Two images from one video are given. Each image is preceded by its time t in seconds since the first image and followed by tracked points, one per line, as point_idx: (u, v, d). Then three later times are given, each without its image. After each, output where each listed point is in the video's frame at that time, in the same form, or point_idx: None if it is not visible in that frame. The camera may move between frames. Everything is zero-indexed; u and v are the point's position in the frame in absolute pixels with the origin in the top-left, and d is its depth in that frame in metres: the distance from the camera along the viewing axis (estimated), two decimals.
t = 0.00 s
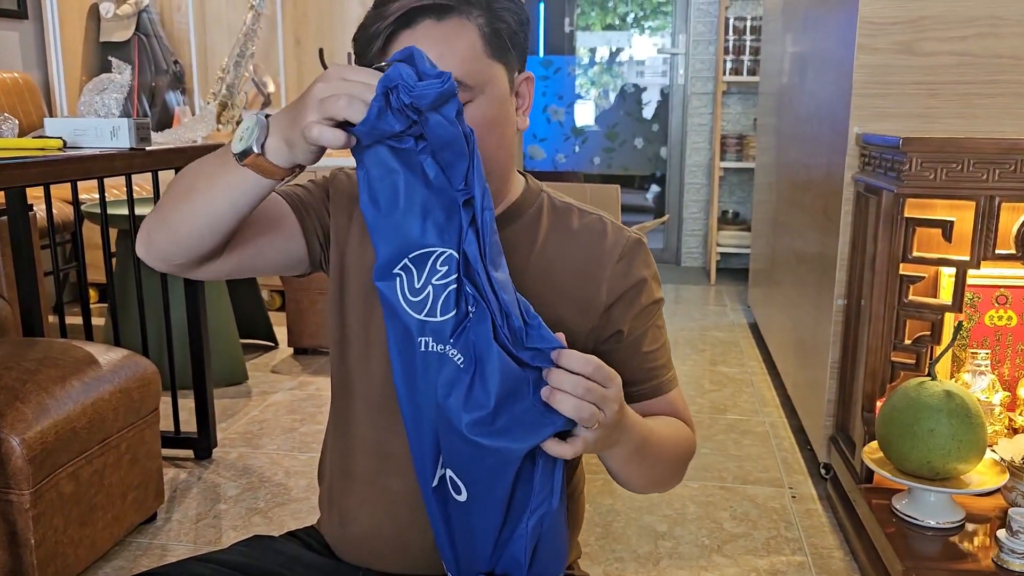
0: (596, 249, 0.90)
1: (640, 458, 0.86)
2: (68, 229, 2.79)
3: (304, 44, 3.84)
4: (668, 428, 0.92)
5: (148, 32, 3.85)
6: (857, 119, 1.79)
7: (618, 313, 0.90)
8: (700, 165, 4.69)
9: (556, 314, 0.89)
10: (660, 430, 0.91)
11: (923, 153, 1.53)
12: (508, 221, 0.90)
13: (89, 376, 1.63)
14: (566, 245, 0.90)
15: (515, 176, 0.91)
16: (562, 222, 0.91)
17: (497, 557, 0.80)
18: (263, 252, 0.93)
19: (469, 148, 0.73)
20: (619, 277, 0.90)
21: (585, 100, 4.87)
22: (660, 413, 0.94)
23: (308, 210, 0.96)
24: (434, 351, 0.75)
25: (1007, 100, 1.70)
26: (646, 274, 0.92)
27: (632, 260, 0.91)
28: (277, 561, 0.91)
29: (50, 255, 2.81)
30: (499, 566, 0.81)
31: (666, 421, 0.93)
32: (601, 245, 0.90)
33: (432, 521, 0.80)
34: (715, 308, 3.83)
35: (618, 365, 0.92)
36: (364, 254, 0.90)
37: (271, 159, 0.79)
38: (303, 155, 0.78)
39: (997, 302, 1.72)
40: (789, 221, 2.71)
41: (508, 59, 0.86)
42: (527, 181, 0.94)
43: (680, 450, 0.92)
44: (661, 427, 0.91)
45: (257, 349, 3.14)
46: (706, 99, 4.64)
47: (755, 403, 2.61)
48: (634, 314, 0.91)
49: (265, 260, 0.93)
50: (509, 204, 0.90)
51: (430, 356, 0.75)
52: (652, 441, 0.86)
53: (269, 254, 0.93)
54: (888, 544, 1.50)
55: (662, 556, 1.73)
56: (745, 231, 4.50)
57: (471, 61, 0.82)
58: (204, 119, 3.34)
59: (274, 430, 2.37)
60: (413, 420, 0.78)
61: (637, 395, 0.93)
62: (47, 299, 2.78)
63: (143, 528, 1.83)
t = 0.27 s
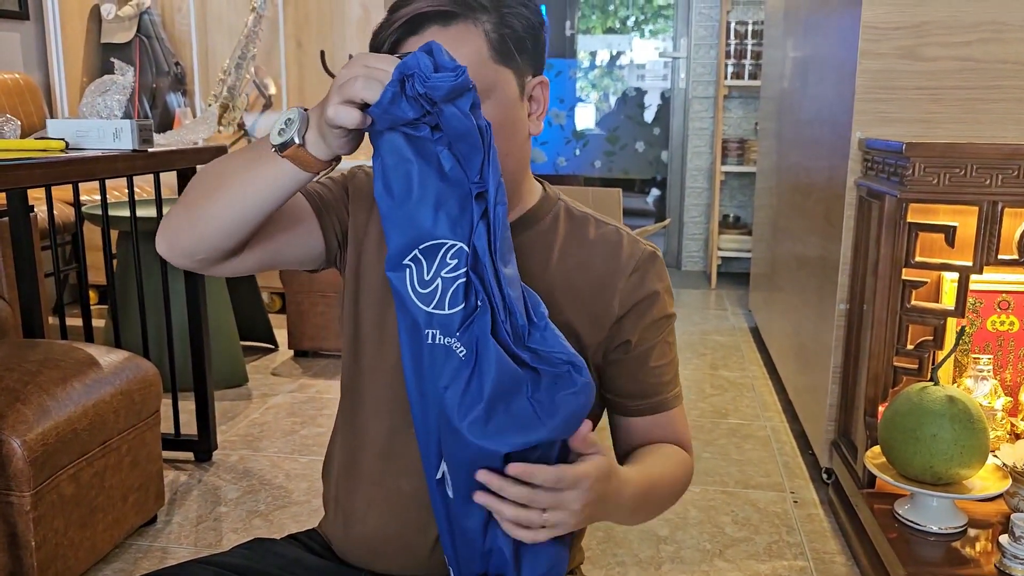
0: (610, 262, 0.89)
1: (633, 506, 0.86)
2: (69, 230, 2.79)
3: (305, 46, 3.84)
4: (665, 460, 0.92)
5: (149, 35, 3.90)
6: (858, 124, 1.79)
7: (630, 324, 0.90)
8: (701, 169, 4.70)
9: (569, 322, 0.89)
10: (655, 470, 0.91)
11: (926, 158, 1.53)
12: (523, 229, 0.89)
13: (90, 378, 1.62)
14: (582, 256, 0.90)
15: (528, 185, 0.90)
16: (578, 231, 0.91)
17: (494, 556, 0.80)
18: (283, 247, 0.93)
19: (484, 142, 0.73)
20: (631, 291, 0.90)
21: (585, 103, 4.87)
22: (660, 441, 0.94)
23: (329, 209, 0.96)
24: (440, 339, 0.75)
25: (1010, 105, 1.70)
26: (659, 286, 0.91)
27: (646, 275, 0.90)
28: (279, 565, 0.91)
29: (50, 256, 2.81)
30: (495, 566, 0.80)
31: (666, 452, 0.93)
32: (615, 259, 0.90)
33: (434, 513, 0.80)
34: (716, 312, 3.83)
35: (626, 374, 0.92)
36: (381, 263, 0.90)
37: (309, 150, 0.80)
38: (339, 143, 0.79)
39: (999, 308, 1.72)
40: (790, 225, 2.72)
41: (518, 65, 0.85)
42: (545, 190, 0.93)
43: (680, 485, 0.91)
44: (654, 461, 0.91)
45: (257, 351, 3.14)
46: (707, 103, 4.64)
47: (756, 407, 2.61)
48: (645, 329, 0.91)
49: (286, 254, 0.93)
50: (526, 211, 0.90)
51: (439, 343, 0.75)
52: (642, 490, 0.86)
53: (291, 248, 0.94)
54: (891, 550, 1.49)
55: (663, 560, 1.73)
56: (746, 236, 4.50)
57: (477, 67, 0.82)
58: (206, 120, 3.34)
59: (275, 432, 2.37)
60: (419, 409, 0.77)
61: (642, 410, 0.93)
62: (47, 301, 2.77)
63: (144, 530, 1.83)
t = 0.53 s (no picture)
0: (624, 273, 0.89)
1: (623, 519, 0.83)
2: (71, 232, 2.79)
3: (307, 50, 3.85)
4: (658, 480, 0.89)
5: (153, 37, 3.89)
6: (861, 130, 1.79)
7: (640, 336, 0.90)
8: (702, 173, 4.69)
9: (580, 330, 0.89)
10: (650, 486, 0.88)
11: (929, 164, 1.53)
12: (538, 237, 0.89)
13: (93, 381, 1.63)
14: (597, 265, 0.89)
15: (543, 193, 0.88)
16: (595, 241, 0.91)
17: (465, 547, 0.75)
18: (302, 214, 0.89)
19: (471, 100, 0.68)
20: (643, 302, 0.89)
21: (585, 107, 4.87)
22: (654, 459, 0.92)
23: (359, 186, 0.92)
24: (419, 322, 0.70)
25: (1013, 111, 1.71)
26: (671, 300, 0.90)
27: (660, 288, 0.90)
28: (283, 568, 0.91)
29: (53, 258, 2.81)
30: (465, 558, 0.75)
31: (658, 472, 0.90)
32: (630, 269, 0.89)
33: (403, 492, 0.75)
34: (717, 317, 3.83)
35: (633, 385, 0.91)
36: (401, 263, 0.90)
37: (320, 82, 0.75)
38: (344, 71, 0.74)
39: (1001, 313, 1.72)
40: (791, 230, 2.72)
41: (539, 73, 0.82)
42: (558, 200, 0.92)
43: (671, 507, 0.88)
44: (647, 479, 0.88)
45: (258, 354, 3.14)
46: (709, 107, 4.67)
47: (757, 412, 2.61)
48: (654, 344, 0.90)
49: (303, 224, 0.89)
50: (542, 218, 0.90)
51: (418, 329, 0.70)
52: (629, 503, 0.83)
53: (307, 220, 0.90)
54: (893, 555, 1.49)
55: (665, 564, 1.73)
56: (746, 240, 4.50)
57: (500, 72, 0.78)
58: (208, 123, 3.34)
59: (276, 435, 2.37)
60: (396, 401, 0.72)
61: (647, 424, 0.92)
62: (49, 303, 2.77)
63: (145, 533, 1.83)
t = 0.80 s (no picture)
0: (630, 283, 0.88)
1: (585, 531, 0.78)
2: (75, 235, 2.80)
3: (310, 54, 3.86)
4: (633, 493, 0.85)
5: (156, 40, 3.93)
6: (864, 135, 1.79)
7: (641, 344, 0.88)
8: (704, 177, 4.69)
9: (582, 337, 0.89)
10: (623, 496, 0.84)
11: (933, 169, 1.54)
12: (545, 243, 0.89)
13: (97, 383, 1.63)
14: (604, 274, 0.89)
15: (557, 199, 0.88)
16: (604, 247, 0.90)
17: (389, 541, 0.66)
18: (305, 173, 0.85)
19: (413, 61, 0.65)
20: (645, 309, 0.88)
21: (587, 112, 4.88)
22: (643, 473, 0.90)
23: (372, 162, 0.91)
24: (343, 293, 0.62)
25: (1016, 117, 1.71)
26: (671, 312, 0.89)
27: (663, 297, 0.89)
28: (286, 569, 0.91)
29: (56, 260, 2.81)
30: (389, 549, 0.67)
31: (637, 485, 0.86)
32: (635, 279, 0.88)
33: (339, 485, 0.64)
34: (718, 321, 3.83)
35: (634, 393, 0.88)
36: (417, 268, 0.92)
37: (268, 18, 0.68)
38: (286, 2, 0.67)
39: (1004, 319, 1.72)
40: (793, 235, 2.72)
41: (564, 78, 0.84)
42: (573, 210, 0.91)
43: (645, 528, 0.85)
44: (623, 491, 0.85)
45: (260, 357, 3.14)
46: (711, 111, 4.60)
47: (758, 416, 2.62)
48: (652, 354, 0.89)
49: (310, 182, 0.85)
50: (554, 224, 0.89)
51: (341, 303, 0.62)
52: (594, 516, 0.79)
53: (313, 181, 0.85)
54: (895, 560, 1.50)
55: (667, 568, 1.73)
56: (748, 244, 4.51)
57: (524, 69, 0.81)
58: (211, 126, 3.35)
59: (278, 438, 2.37)
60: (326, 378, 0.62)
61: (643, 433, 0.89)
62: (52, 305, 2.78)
63: (147, 535, 1.83)
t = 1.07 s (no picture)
0: (623, 285, 0.90)
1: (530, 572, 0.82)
2: (79, 236, 2.81)
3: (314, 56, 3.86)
4: (593, 526, 0.87)
5: (160, 43, 3.94)
6: (866, 138, 1.80)
7: (628, 351, 0.90)
8: (706, 179, 4.69)
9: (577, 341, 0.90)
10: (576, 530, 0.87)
11: (934, 172, 1.54)
12: (543, 245, 0.90)
13: (101, 384, 1.64)
14: (599, 278, 0.90)
15: (557, 201, 0.90)
16: (602, 253, 0.91)
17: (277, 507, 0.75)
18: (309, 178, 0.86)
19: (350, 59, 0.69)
20: (636, 317, 0.90)
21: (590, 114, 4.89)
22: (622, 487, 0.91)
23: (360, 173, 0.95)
24: (247, 271, 0.69)
25: (1018, 120, 1.72)
26: (660, 320, 0.90)
27: (652, 304, 0.90)
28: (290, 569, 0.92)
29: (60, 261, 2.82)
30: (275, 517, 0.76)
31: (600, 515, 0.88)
32: (627, 284, 0.90)
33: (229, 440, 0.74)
34: (720, 323, 3.83)
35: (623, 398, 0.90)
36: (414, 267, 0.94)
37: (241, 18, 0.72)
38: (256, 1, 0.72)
39: (1005, 321, 1.73)
40: (795, 237, 2.72)
41: (570, 79, 0.87)
42: (574, 214, 0.93)
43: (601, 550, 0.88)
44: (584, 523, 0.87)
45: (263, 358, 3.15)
46: (713, 114, 4.62)
47: (760, 418, 2.62)
48: (638, 364, 0.90)
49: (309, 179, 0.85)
50: (553, 227, 0.91)
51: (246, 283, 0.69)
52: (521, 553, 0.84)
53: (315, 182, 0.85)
54: (896, 562, 1.50)
55: (669, 570, 1.73)
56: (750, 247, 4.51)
57: (530, 66, 0.84)
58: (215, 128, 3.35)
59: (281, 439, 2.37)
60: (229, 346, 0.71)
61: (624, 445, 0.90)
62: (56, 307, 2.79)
63: (151, 536, 1.84)
